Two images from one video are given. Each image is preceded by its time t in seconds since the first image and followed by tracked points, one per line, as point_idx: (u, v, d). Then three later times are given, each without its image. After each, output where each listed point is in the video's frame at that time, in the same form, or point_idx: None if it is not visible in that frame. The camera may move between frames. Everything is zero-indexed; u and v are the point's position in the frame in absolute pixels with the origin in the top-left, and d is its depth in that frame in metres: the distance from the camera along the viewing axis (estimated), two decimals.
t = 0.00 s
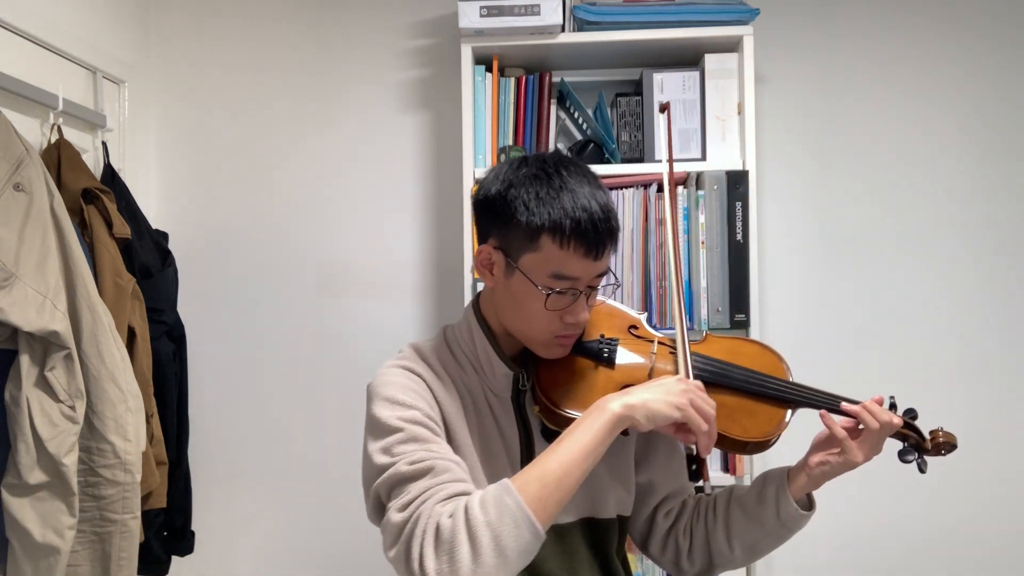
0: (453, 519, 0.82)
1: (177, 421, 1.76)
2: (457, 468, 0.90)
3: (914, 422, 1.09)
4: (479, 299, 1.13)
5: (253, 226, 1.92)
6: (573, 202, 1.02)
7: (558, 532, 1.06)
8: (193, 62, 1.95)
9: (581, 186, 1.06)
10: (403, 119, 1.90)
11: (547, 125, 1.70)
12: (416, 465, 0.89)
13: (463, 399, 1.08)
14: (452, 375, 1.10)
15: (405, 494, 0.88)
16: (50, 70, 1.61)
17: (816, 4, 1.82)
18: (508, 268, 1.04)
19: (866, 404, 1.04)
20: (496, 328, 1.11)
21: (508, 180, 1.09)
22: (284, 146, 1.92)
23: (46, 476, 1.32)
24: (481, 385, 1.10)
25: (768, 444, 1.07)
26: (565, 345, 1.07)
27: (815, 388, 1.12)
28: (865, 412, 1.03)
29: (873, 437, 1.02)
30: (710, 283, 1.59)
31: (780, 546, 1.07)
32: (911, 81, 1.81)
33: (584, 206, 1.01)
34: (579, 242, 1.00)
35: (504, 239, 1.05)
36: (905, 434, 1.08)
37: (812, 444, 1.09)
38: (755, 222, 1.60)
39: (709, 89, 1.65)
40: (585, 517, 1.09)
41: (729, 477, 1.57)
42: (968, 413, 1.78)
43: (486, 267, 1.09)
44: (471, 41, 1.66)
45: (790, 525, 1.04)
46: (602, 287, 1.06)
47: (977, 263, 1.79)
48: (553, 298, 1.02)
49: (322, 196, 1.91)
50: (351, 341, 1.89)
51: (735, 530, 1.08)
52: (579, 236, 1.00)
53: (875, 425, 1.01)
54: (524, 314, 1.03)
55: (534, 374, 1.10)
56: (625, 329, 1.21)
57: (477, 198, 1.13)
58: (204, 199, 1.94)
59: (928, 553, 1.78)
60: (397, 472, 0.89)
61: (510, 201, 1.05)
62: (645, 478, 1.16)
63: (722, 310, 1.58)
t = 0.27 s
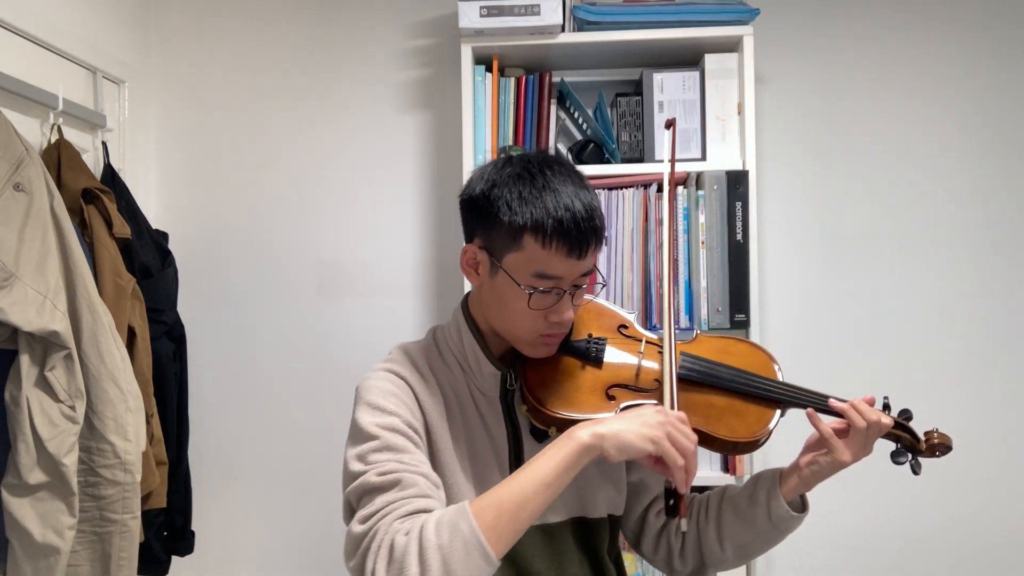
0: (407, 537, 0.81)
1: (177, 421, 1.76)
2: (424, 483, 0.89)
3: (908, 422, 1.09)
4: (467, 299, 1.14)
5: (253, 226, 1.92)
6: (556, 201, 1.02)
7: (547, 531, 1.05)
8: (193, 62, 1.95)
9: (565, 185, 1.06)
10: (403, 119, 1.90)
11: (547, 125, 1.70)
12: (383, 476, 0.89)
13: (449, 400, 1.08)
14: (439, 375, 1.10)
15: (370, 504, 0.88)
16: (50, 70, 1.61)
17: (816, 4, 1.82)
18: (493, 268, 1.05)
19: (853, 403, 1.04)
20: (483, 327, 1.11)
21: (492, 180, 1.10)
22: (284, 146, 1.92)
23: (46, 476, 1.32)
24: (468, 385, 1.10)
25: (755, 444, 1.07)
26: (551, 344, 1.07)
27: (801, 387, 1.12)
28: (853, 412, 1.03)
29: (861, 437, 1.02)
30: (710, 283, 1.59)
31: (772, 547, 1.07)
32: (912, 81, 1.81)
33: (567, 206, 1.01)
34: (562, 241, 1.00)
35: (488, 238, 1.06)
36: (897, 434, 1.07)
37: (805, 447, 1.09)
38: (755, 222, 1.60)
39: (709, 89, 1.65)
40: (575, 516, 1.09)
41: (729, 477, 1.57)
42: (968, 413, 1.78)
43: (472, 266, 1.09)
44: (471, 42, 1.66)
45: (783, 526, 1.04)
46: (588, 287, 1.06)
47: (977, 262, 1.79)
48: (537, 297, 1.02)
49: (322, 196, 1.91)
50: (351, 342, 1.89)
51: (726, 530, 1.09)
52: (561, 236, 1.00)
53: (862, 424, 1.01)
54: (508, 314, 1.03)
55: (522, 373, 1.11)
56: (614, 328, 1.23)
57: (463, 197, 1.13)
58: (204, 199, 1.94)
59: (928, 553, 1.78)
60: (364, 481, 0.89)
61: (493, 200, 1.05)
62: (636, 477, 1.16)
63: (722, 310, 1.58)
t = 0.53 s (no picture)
0: (367, 553, 0.81)
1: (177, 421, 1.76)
2: (395, 498, 0.88)
3: (904, 426, 1.09)
4: (461, 299, 1.14)
5: (254, 226, 1.92)
6: (546, 201, 1.02)
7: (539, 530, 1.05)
8: (193, 62, 1.95)
9: (556, 184, 1.06)
10: (403, 119, 1.90)
11: (547, 125, 1.70)
12: (356, 486, 0.88)
13: (441, 400, 1.09)
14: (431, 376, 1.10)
15: (342, 510, 0.89)
16: (50, 70, 1.61)
17: (816, 4, 1.82)
18: (484, 267, 1.05)
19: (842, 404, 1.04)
20: (476, 327, 1.11)
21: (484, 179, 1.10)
22: (284, 146, 1.92)
23: (46, 476, 1.32)
24: (461, 385, 1.11)
25: (748, 446, 1.07)
26: (543, 343, 1.07)
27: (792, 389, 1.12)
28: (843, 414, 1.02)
29: (852, 439, 1.02)
30: (710, 283, 1.59)
31: (765, 551, 1.07)
32: (912, 80, 1.81)
33: (558, 205, 1.01)
34: (552, 240, 1.00)
35: (480, 238, 1.06)
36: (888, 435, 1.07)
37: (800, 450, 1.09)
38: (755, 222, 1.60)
39: (709, 89, 1.65)
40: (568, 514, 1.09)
41: (729, 477, 1.57)
42: (968, 413, 1.78)
43: (464, 266, 1.10)
44: (471, 42, 1.66)
45: (777, 530, 1.04)
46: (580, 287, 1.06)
47: (977, 262, 1.79)
48: (527, 297, 1.02)
49: (322, 196, 1.91)
50: (351, 342, 1.89)
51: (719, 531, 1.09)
52: (551, 235, 1.00)
53: (852, 426, 1.01)
54: (500, 313, 1.04)
55: (513, 373, 1.11)
56: (608, 328, 1.22)
57: (456, 197, 1.14)
58: (204, 199, 1.94)
59: (929, 552, 1.78)
60: (338, 487, 0.90)
61: (485, 199, 1.05)
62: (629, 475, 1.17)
63: (722, 310, 1.58)
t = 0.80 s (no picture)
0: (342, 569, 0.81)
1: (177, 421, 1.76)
2: (378, 513, 0.87)
3: (898, 428, 1.08)
4: (457, 299, 1.14)
5: (254, 226, 1.92)
6: (543, 203, 1.02)
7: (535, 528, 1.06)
8: (193, 62, 1.95)
9: (552, 186, 1.06)
10: (403, 119, 1.90)
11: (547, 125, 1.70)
12: (341, 496, 0.88)
13: (437, 401, 1.09)
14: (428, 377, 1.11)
15: (324, 518, 0.89)
16: (49, 70, 1.61)
17: (816, 4, 1.82)
18: (480, 268, 1.05)
19: (844, 410, 1.03)
20: (472, 328, 1.11)
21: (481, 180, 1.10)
22: (284, 146, 1.92)
23: (46, 476, 1.32)
24: (457, 386, 1.11)
25: (742, 447, 1.07)
26: (539, 344, 1.07)
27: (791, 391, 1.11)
28: (844, 420, 1.02)
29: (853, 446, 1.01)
30: (710, 283, 1.58)
31: (763, 553, 1.07)
32: (912, 80, 1.81)
33: (554, 207, 1.01)
34: (548, 242, 1.00)
35: (476, 238, 1.06)
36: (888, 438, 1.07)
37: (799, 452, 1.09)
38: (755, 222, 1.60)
39: (709, 89, 1.64)
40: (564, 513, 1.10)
41: (729, 477, 1.57)
42: (968, 413, 1.78)
43: (460, 266, 1.10)
44: (471, 41, 1.66)
45: (776, 534, 1.04)
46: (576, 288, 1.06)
47: (977, 262, 1.79)
48: (523, 298, 1.02)
49: (322, 196, 1.91)
50: (351, 341, 1.89)
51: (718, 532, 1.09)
52: (547, 237, 1.00)
53: (853, 433, 1.00)
54: (495, 315, 1.04)
55: (509, 373, 1.12)
56: (604, 330, 1.22)
57: (453, 197, 1.14)
58: (205, 199, 1.94)
59: (929, 552, 1.78)
60: (323, 495, 0.90)
61: (481, 200, 1.05)
62: (625, 476, 1.17)
63: (722, 310, 1.58)
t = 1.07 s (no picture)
0: None
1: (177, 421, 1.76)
2: (368, 523, 0.87)
3: (897, 426, 1.08)
4: (456, 299, 1.14)
5: (254, 226, 1.92)
6: (540, 203, 1.02)
7: (532, 527, 1.07)
8: (193, 62, 1.95)
9: (550, 186, 1.06)
10: (403, 119, 1.89)
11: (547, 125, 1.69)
12: (331, 502, 0.87)
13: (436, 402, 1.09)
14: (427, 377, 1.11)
15: (313, 524, 0.88)
16: (50, 70, 1.61)
17: (816, 4, 1.82)
18: (478, 268, 1.05)
19: (835, 405, 1.03)
20: (470, 327, 1.11)
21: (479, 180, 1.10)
22: (284, 146, 1.92)
23: (46, 476, 1.32)
24: (456, 386, 1.11)
25: (739, 445, 1.06)
26: (536, 344, 1.07)
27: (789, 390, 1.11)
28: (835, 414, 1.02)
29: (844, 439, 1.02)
30: (710, 283, 1.59)
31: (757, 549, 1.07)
32: (912, 81, 1.81)
33: (551, 208, 1.01)
34: (544, 242, 1.00)
35: (473, 238, 1.06)
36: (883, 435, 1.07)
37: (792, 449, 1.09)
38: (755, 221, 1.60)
39: (709, 89, 1.64)
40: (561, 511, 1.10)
41: (729, 477, 1.58)
42: (968, 413, 1.78)
43: (458, 266, 1.10)
44: (471, 41, 1.66)
45: (769, 529, 1.04)
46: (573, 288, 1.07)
47: (976, 262, 1.79)
48: (520, 298, 1.02)
49: (322, 196, 1.91)
50: (351, 341, 1.89)
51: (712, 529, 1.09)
52: (544, 237, 1.00)
53: (844, 428, 1.01)
54: (492, 314, 1.04)
55: (507, 373, 1.12)
56: (602, 329, 1.22)
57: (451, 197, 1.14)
58: (205, 199, 1.94)
59: (928, 552, 1.78)
60: (314, 500, 0.89)
61: (478, 200, 1.05)
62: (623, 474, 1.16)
63: (722, 310, 1.58)
